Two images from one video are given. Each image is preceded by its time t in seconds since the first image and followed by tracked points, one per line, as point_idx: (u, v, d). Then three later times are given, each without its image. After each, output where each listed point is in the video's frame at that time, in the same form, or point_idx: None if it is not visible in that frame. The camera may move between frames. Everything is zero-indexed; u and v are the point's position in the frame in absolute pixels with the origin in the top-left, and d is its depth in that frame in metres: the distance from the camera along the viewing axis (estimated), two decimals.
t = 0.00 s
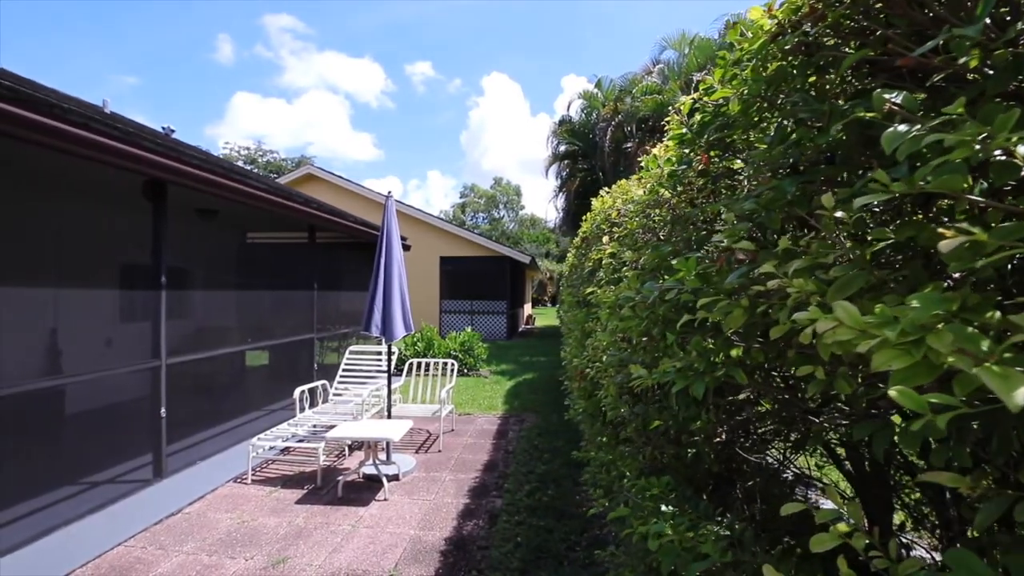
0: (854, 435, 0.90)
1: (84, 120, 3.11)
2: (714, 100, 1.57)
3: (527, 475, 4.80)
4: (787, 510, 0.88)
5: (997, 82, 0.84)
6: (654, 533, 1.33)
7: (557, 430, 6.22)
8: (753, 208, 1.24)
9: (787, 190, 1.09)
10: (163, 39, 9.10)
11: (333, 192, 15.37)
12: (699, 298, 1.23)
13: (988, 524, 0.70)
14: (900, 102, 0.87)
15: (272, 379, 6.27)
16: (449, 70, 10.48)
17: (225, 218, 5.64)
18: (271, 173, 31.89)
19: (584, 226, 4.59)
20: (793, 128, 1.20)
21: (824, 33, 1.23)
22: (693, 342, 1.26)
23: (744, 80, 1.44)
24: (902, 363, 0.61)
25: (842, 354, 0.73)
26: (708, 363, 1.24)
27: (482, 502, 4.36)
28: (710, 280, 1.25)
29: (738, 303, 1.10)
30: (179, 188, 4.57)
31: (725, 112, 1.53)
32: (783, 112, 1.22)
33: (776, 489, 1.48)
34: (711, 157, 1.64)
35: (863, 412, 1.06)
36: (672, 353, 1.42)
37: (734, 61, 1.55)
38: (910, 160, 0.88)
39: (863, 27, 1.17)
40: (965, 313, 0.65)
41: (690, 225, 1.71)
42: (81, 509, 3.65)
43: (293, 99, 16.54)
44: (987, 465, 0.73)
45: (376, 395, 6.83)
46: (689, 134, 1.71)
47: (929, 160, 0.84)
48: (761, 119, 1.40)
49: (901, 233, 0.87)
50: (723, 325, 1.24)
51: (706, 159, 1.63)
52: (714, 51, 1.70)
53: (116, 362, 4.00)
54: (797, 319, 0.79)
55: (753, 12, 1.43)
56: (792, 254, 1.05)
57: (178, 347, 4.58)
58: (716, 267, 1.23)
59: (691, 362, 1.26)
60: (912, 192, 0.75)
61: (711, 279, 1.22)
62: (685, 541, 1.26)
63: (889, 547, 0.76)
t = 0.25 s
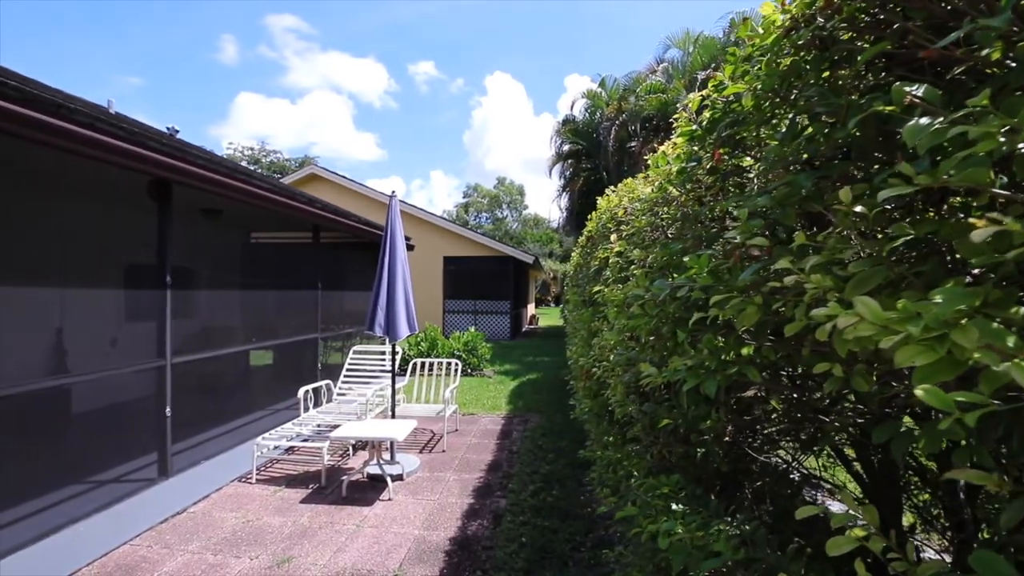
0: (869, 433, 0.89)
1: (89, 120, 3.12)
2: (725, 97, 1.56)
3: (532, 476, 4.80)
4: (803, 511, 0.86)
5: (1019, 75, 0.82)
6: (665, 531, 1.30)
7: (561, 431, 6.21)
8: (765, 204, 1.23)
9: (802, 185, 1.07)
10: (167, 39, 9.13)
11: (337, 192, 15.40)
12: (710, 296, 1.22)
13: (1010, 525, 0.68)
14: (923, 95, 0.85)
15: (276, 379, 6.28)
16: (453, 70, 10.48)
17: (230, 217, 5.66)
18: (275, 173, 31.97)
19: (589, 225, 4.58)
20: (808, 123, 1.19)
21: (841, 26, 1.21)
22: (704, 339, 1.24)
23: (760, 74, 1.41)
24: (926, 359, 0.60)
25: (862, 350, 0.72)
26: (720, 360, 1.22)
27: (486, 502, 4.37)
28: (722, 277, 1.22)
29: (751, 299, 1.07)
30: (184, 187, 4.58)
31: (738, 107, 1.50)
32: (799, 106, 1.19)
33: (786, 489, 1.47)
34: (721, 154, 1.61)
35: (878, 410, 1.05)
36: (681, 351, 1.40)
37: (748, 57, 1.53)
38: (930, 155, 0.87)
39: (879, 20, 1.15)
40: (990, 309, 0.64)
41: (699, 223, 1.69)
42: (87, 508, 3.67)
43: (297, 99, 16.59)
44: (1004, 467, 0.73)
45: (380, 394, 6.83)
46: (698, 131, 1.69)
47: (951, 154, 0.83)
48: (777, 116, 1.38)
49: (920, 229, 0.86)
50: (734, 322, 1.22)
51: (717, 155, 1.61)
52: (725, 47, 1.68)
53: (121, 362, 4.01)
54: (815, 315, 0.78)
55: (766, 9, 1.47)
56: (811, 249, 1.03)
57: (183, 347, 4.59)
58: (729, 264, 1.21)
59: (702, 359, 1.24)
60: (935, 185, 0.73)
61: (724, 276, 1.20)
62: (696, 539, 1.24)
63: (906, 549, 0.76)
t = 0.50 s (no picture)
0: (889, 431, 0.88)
1: (95, 120, 3.13)
2: (736, 93, 1.53)
3: (536, 476, 4.79)
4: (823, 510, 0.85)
5: None
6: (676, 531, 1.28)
7: (566, 431, 6.20)
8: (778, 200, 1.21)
9: (819, 179, 1.04)
10: (172, 40, 9.15)
11: (341, 192, 15.43)
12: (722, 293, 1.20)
13: None
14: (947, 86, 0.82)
15: (281, 378, 6.30)
16: (457, 69, 10.47)
17: (235, 218, 5.68)
18: (279, 173, 32.06)
19: (594, 224, 4.56)
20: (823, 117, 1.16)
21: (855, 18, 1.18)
22: (716, 337, 1.22)
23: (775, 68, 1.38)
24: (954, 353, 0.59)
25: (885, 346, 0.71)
26: (734, 358, 1.20)
27: (491, 502, 4.36)
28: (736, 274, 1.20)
29: (768, 294, 1.05)
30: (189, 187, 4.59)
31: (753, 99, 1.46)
32: (815, 101, 1.17)
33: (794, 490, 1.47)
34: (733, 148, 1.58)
35: (894, 408, 1.03)
36: (692, 350, 1.37)
37: (761, 50, 1.49)
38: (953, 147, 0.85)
39: (900, 9, 1.10)
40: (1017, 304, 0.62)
41: (710, 220, 1.66)
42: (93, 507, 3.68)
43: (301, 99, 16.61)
44: None
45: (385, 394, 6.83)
46: (709, 126, 1.66)
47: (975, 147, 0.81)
48: (793, 109, 1.34)
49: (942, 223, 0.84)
50: (747, 320, 1.20)
51: (730, 151, 1.59)
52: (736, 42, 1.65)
53: (127, 361, 4.02)
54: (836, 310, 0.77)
55: (777, 1, 1.43)
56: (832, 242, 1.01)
57: (188, 347, 4.61)
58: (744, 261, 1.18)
59: (714, 358, 1.22)
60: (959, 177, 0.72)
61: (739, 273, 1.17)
62: (708, 540, 1.22)
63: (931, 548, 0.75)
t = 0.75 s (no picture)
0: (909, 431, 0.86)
1: (102, 121, 3.14)
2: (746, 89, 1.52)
3: (541, 476, 4.78)
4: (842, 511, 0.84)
5: None
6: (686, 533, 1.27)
7: (570, 431, 6.19)
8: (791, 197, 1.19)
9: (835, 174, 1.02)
10: (176, 40, 9.18)
11: (345, 192, 15.45)
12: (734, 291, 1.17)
13: None
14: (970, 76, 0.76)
15: (286, 378, 6.32)
16: (461, 69, 10.47)
17: (240, 218, 5.68)
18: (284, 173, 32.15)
19: (600, 223, 4.54)
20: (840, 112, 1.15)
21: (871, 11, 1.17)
22: (728, 336, 1.20)
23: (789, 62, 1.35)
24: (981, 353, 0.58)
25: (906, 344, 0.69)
26: (746, 358, 1.18)
27: (495, 503, 4.36)
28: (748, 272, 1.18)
29: (783, 292, 1.03)
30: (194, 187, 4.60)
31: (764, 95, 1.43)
32: (831, 94, 1.15)
33: (803, 492, 1.47)
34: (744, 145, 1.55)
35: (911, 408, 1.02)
36: (702, 349, 1.35)
37: (772, 46, 1.47)
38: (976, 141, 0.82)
39: (917, 0, 1.08)
40: None
41: (719, 218, 1.65)
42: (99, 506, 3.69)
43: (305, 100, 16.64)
44: None
45: (389, 394, 6.84)
46: (718, 122, 1.64)
47: (1002, 139, 0.79)
48: (806, 104, 1.32)
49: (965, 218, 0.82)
50: (759, 319, 1.18)
51: (742, 147, 1.54)
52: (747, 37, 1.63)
53: (133, 361, 4.04)
54: (855, 309, 0.75)
55: None
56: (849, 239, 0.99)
57: (194, 347, 4.62)
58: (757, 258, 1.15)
59: (725, 357, 1.20)
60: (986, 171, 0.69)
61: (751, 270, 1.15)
62: (719, 542, 1.21)
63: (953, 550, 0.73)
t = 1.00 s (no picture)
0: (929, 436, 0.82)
1: (107, 121, 3.15)
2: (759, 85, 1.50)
3: (546, 477, 4.77)
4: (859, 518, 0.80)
5: None
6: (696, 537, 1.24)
7: (575, 432, 6.18)
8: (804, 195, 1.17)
9: (852, 169, 0.99)
10: (182, 41, 9.20)
11: (349, 192, 15.47)
12: (746, 291, 1.14)
13: None
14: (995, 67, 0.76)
15: (290, 377, 6.32)
16: (465, 69, 10.46)
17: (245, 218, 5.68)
18: (288, 174, 32.23)
19: (605, 223, 4.52)
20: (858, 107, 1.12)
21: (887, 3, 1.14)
22: (740, 336, 1.17)
23: (803, 56, 1.33)
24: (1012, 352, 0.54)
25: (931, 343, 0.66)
26: (759, 358, 1.15)
27: (500, 503, 4.34)
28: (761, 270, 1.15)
29: (797, 292, 1.00)
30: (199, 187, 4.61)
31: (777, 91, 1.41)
32: (848, 87, 1.12)
33: (814, 494, 1.49)
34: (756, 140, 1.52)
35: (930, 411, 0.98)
36: (713, 350, 1.32)
37: (784, 40, 1.45)
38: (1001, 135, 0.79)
39: None
40: None
41: (729, 217, 1.62)
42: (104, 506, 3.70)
43: (309, 100, 16.67)
44: None
45: (393, 394, 6.83)
46: (729, 119, 1.63)
47: None
48: (820, 100, 1.30)
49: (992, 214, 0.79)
50: (772, 319, 1.16)
51: (755, 141, 1.51)
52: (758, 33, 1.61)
53: (138, 360, 4.05)
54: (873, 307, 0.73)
55: None
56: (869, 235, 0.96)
57: (198, 347, 4.63)
58: (770, 256, 1.13)
59: (738, 357, 1.18)
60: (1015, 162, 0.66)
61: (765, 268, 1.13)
62: (731, 547, 1.18)
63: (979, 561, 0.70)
